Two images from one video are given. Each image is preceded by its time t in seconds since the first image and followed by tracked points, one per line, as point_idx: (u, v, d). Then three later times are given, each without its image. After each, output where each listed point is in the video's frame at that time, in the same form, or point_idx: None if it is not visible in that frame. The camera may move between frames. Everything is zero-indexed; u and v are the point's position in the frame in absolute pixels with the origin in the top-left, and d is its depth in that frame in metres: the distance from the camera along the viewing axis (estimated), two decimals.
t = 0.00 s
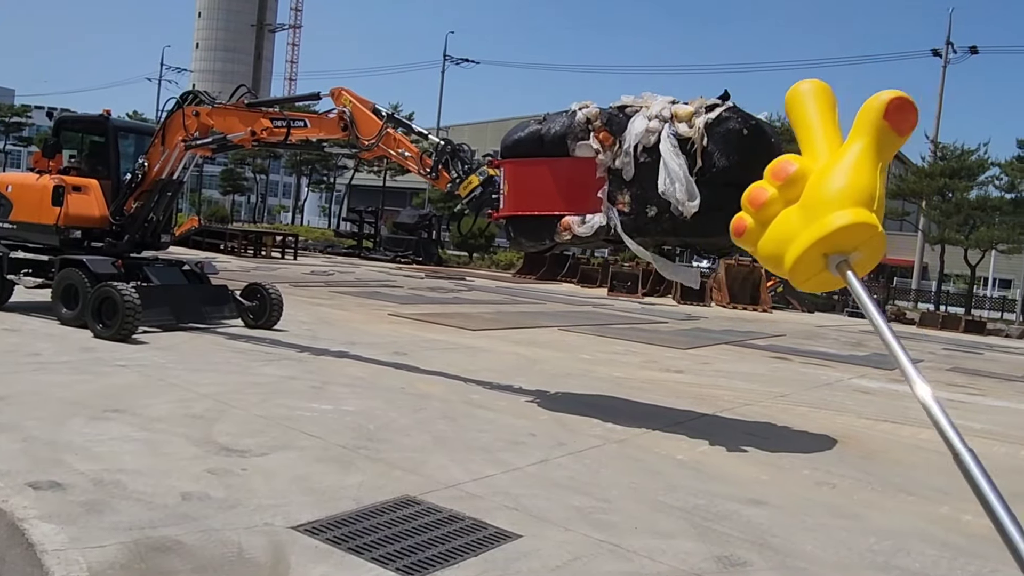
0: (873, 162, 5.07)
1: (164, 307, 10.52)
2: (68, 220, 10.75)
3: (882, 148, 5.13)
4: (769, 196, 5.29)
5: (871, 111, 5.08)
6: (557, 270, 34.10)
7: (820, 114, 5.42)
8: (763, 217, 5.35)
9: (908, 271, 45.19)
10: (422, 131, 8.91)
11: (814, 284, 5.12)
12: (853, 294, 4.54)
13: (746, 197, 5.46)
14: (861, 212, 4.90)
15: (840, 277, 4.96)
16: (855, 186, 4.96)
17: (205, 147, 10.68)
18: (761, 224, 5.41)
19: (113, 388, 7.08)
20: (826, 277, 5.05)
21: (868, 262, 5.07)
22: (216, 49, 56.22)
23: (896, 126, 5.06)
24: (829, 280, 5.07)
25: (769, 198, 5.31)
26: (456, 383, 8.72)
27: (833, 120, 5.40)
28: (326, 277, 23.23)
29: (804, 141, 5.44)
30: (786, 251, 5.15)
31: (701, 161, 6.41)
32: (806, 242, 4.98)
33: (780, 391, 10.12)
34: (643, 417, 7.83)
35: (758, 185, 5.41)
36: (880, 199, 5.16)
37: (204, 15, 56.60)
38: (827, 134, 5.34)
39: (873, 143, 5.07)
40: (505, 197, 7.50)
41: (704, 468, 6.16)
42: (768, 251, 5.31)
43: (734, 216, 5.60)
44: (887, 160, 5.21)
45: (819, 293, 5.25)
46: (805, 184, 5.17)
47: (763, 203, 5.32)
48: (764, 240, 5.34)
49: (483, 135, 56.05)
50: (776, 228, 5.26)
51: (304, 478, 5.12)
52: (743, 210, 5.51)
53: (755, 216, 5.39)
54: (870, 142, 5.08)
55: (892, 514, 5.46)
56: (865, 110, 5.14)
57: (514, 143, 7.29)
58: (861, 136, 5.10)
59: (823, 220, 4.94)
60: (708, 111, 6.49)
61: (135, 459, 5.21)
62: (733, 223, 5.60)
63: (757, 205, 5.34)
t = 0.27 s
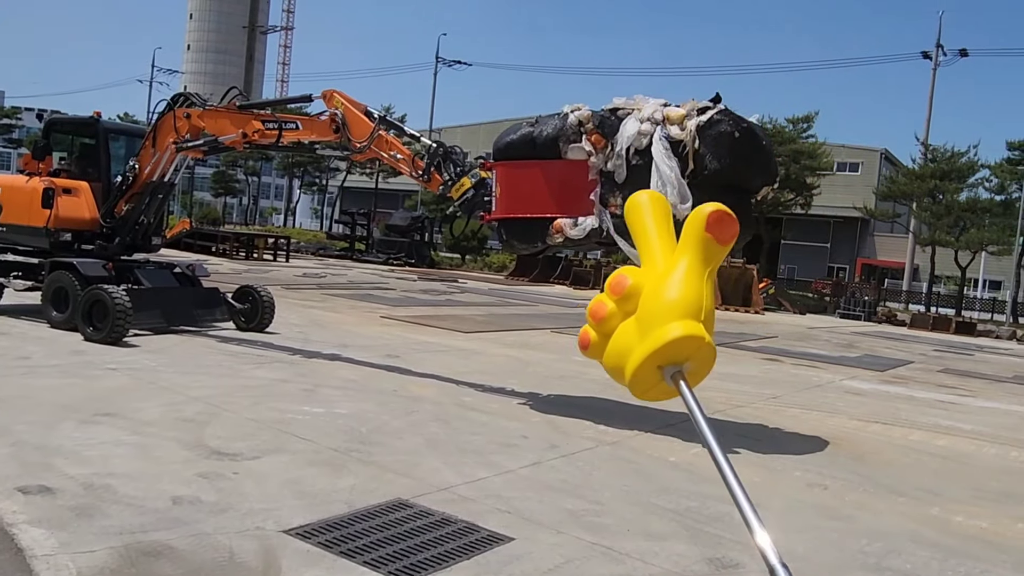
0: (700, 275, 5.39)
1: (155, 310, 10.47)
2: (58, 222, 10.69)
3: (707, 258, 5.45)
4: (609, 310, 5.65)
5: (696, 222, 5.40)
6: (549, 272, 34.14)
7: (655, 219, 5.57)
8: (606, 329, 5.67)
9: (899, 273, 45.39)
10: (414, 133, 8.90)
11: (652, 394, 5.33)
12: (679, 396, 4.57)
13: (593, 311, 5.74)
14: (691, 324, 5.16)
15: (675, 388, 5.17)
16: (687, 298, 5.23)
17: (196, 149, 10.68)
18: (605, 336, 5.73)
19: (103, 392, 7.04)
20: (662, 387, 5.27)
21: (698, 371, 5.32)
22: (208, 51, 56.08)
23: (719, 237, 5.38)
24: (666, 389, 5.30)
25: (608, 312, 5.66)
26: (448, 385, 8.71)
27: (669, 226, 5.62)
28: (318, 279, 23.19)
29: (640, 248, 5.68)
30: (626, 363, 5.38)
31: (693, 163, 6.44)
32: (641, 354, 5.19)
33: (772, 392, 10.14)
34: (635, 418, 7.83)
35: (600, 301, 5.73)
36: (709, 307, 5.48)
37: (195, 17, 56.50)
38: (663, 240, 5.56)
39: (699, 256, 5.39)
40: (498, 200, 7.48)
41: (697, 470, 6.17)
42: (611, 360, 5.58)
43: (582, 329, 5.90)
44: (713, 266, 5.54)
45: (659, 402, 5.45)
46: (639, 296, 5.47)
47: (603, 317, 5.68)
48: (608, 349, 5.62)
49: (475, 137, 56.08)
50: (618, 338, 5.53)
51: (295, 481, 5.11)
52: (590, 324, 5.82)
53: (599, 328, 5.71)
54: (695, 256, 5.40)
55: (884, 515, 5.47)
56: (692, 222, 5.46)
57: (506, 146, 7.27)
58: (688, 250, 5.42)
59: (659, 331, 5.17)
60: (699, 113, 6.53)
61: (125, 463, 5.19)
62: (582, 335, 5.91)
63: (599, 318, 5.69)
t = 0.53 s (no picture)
0: (632, 277, 5.50)
1: (148, 310, 10.45)
2: (50, 222, 10.65)
3: (639, 259, 5.51)
4: (541, 314, 5.77)
5: (626, 225, 5.45)
6: (543, 272, 34.15)
7: (588, 221, 5.67)
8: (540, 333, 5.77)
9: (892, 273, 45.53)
10: (409, 134, 8.89)
11: (587, 396, 5.41)
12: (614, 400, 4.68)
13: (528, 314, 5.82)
14: (622, 327, 5.24)
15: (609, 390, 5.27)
16: (619, 301, 5.33)
17: (189, 150, 10.62)
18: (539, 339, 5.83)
19: (95, 393, 7.01)
20: (596, 389, 5.36)
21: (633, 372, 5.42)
22: (201, 51, 55.94)
23: (650, 239, 5.44)
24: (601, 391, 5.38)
25: (540, 316, 5.78)
26: (442, 386, 8.71)
27: (603, 228, 5.71)
28: (311, 280, 23.14)
29: (574, 251, 5.76)
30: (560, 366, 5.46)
31: (687, 164, 6.43)
32: (575, 360, 5.28)
33: (765, 392, 10.16)
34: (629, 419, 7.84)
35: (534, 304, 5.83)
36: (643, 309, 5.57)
37: (188, 17, 56.36)
38: (596, 243, 5.64)
39: (631, 258, 5.47)
40: (491, 200, 7.50)
41: (691, 470, 6.18)
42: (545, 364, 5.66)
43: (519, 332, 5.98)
44: (646, 268, 5.62)
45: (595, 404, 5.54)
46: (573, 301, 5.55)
47: (536, 321, 5.82)
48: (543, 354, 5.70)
49: (469, 138, 56.07)
50: (552, 343, 5.63)
51: (289, 482, 5.10)
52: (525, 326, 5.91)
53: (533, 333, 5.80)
54: (627, 259, 5.48)
55: (877, 515, 5.49)
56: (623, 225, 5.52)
57: (499, 146, 7.26)
58: (620, 254, 5.49)
59: (592, 335, 5.25)
60: (693, 114, 6.53)
61: (118, 463, 5.17)
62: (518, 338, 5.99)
63: (531, 323, 5.82)
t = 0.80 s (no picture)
0: (649, 276, 5.49)
1: (145, 310, 10.43)
2: (47, 222, 10.61)
3: (656, 259, 5.51)
4: (558, 312, 5.81)
5: (644, 224, 5.44)
6: (540, 272, 34.16)
7: (605, 221, 5.68)
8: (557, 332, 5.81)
9: (888, 273, 45.59)
10: (405, 134, 8.88)
11: (603, 396, 5.46)
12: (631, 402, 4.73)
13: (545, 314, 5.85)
14: (639, 327, 5.26)
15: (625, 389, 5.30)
16: (636, 301, 5.33)
17: (186, 149, 10.60)
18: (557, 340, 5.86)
19: (92, 392, 7.00)
20: (613, 389, 5.40)
21: (651, 373, 5.43)
22: (198, 50, 55.86)
23: (668, 238, 5.43)
24: (616, 391, 5.42)
25: (558, 314, 5.82)
26: (439, 385, 8.71)
27: (620, 227, 5.73)
28: (308, 279, 23.12)
29: (591, 251, 5.79)
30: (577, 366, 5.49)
31: (684, 164, 6.46)
32: (591, 359, 5.31)
33: (762, 392, 10.17)
34: (626, 418, 7.84)
35: (551, 304, 5.87)
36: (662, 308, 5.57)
37: (185, 16, 56.30)
38: (612, 242, 5.67)
39: (648, 258, 5.47)
40: (489, 200, 7.47)
41: (688, 470, 6.18)
42: (563, 363, 5.70)
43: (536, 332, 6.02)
44: (665, 268, 5.61)
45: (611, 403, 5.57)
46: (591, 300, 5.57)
47: (554, 320, 5.85)
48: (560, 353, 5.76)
49: (466, 137, 56.06)
50: (569, 343, 5.66)
51: (286, 482, 5.09)
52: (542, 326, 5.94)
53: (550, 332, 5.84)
54: (645, 258, 5.48)
55: (874, 515, 5.49)
56: (640, 224, 5.51)
57: (497, 146, 7.27)
58: (638, 252, 5.49)
59: (608, 334, 5.28)
60: (690, 114, 6.55)
61: (114, 463, 5.16)
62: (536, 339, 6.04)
63: (548, 321, 5.88)
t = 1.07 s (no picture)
0: (678, 267, 5.51)
1: (145, 309, 10.43)
2: (47, 220, 10.61)
3: (685, 249, 5.56)
4: (586, 301, 5.77)
5: (674, 215, 5.50)
6: (541, 272, 34.17)
7: (633, 212, 5.71)
8: (583, 322, 5.81)
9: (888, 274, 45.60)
10: (406, 133, 8.88)
11: (630, 385, 5.47)
12: (659, 390, 4.72)
13: (571, 303, 5.84)
14: (669, 317, 5.27)
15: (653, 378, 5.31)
16: (665, 291, 5.34)
17: (186, 148, 10.61)
18: (582, 329, 5.87)
19: (92, 391, 7.00)
20: (641, 378, 5.40)
21: (678, 364, 5.44)
22: (199, 49, 55.85)
23: (697, 229, 5.48)
24: (643, 379, 5.43)
25: (586, 303, 5.78)
26: (439, 385, 8.70)
27: (648, 219, 5.76)
28: (308, 278, 23.11)
29: (618, 242, 5.80)
30: (605, 355, 5.49)
31: (684, 164, 6.45)
32: (621, 348, 5.32)
33: (762, 392, 10.17)
34: (626, 418, 7.84)
35: (577, 292, 5.86)
36: (690, 299, 5.58)
37: (185, 15, 56.29)
38: (641, 233, 5.69)
39: (676, 249, 5.52)
40: (489, 199, 7.48)
41: (688, 470, 6.17)
42: (590, 352, 5.70)
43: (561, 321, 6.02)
44: (692, 260, 5.64)
45: (637, 393, 5.58)
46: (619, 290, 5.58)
47: (580, 310, 5.81)
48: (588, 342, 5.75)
49: (467, 137, 56.06)
50: (596, 333, 5.67)
51: (286, 481, 5.09)
52: (567, 316, 5.94)
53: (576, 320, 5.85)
54: (673, 250, 5.53)
55: (873, 515, 5.49)
56: (671, 216, 5.55)
57: (498, 145, 7.28)
58: (667, 244, 5.53)
59: (637, 323, 5.28)
60: (691, 114, 6.54)
61: (114, 462, 5.16)
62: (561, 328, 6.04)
63: (576, 310, 5.81)
